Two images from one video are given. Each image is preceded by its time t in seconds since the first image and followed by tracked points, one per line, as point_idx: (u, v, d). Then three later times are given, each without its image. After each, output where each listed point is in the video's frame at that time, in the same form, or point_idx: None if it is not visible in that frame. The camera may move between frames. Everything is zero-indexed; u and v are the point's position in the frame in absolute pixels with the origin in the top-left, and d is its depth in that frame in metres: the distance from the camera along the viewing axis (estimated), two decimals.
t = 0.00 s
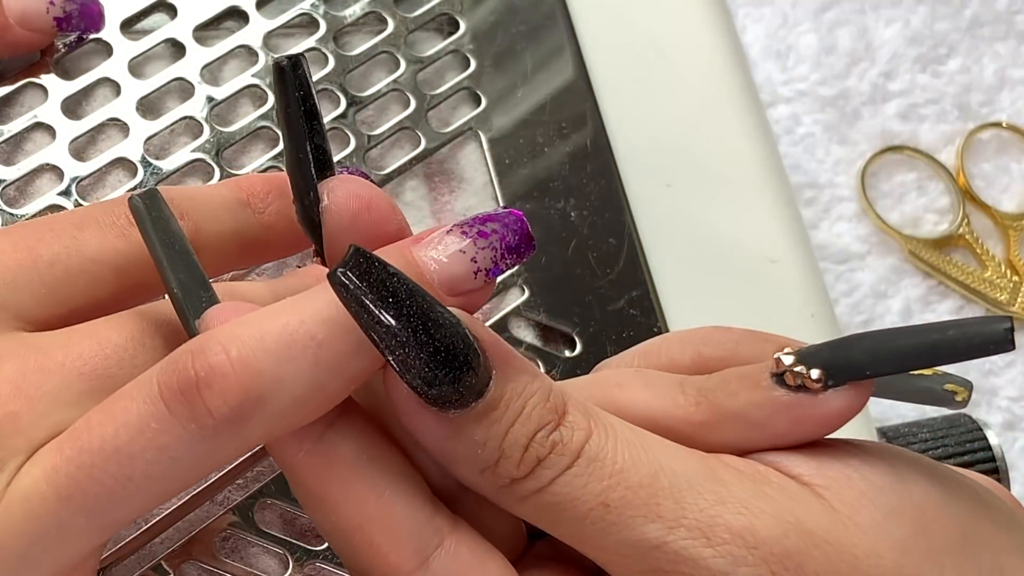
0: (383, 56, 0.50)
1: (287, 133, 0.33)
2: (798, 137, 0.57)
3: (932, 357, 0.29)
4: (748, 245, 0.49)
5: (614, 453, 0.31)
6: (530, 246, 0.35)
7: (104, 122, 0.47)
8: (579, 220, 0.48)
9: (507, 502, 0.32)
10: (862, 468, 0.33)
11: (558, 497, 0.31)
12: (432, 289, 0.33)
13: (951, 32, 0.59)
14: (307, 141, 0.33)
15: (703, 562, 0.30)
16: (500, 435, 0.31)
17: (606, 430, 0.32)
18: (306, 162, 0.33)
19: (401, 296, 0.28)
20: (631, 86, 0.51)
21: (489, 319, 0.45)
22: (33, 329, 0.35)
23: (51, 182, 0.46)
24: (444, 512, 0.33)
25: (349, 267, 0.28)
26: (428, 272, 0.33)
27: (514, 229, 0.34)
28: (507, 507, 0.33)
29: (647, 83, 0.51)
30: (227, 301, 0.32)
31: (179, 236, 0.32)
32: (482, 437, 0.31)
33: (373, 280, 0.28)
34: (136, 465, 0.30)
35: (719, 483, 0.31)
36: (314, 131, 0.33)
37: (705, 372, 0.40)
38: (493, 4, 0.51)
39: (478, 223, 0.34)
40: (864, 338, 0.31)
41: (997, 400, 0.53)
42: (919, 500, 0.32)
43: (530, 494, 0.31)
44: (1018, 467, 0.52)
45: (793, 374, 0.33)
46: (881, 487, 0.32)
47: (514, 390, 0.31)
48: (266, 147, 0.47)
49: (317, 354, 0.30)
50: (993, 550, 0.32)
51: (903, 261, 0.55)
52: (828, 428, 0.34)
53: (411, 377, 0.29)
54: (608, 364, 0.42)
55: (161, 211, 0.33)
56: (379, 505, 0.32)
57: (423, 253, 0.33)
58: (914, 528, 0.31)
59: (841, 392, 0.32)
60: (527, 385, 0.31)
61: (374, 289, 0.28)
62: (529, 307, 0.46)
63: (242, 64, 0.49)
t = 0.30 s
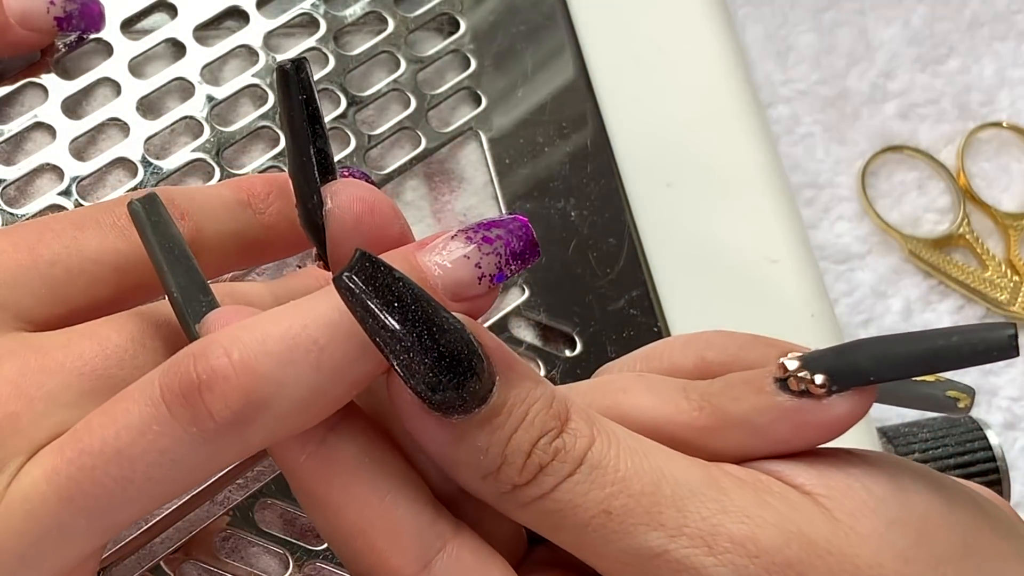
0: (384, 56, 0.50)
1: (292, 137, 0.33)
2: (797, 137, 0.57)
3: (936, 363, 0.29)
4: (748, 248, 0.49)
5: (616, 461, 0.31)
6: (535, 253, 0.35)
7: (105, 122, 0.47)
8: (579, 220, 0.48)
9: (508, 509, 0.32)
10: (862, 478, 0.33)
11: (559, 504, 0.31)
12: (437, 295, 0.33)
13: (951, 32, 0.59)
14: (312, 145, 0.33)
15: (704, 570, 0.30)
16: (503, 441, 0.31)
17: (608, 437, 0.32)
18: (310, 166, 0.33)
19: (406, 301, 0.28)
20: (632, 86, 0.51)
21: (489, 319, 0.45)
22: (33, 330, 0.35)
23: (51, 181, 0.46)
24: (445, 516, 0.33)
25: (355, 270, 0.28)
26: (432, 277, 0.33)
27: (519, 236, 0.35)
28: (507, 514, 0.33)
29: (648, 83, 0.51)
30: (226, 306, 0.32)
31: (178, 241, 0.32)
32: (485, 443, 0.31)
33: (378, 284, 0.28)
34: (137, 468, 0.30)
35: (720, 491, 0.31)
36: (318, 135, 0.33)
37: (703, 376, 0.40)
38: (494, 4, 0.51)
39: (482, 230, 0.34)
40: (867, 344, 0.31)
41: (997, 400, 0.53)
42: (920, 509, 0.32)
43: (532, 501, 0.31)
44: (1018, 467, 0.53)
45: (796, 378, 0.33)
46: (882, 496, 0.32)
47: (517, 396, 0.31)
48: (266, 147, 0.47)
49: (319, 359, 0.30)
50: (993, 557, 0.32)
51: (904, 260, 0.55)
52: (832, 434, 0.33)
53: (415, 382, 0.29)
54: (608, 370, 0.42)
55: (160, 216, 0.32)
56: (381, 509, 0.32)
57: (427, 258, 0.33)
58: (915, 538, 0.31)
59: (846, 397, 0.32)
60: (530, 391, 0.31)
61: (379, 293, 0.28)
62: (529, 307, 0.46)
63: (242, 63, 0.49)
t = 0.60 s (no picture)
0: (383, 56, 0.50)
1: (288, 135, 0.33)
2: (797, 137, 0.58)
3: (930, 364, 0.29)
4: (746, 248, 0.49)
5: (611, 460, 0.31)
6: (531, 250, 0.35)
7: (104, 122, 0.47)
8: (578, 220, 0.48)
9: (503, 508, 0.32)
10: (858, 480, 0.33)
11: (555, 503, 0.31)
12: (433, 292, 0.33)
13: (951, 32, 0.59)
14: (308, 144, 0.33)
15: (699, 572, 0.30)
16: (499, 440, 0.31)
17: (604, 437, 0.32)
18: (306, 165, 0.33)
19: (404, 297, 0.28)
20: (631, 86, 0.51)
21: (488, 319, 0.45)
22: (33, 330, 0.35)
23: (51, 181, 0.46)
24: (442, 516, 0.33)
25: (353, 266, 0.28)
26: (428, 274, 0.33)
27: (515, 233, 0.34)
28: (503, 514, 0.33)
29: (647, 83, 0.51)
30: (222, 305, 0.32)
31: (174, 240, 0.32)
32: (481, 441, 0.31)
33: (377, 280, 0.28)
34: (135, 467, 0.30)
35: (715, 492, 0.31)
36: (314, 134, 0.33)
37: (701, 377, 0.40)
38: (493, 4, 0.51)
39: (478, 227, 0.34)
40: (863, 345, 0.31)
41: (997, 400, 0.53)
42: (915, 512, 0.32)
43: (527, 500, 0.31)
44: (1018, 467, 0.53)
45: (791, 380, 0.33)
46: (876, 498, 0.32)
47: (512, 395, 0.31)
48: (266, 147, 0.47)
49: (316, 357, 0.30)
50: (988, 560, 0.32)
51: (904, 260, 0.55)
52: (828, 436, 0.33)
53: (412, 379, 0.29)
54: (605, 371, 0.42)
55: (156, 214, 0.32)
56: (378, 509, 0.32)
57: (424, 256, 0.33)
58: (910, 541, 0.31)
59: (840, 399, 0.32)
60: (525, 390, 0.31)
61: (377, 289, 0.28)
62: (529, 307, 0.46)
63: (242, 64, 0.49)
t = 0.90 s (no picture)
0: (384, 56, 0.50)
1: (289, 137, 0.33)
2: (797, 137, 0.58)
3: (935, 366, 0.29)
4: (747, 249, 0.49)
5: (614, 462, 0.31)
6: (532, 252, 0.35)
7: (105, 121, 0.47)
8: (579, 220, 0.48)
9: (506, 509, 0.32)
10: (860, 481, 0.33)
11: (558, 505, 0.31)
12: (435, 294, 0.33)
13: (951, 32, 0.59)
14: (309, 146, 0.33)
15: (702, 573, 0.30)
16: (502, 441, 0.31)
17: (607, 438, 0.32)
18: (308, 167, 0.33)
19: (406, 299, 0.28)
20: (631, 86, 0.51)
21: (489, 318, 0.45)
22: (33, 330, 0.35)
23: (51, 181, 0.46)
24: (444, 516, 0.33)
25: (355, 268, 0.28)
26: (430, 276, 0.33)
27: (516, 236, 0.34)
28: (505, 515, 0.33)
29: (647, 83, 0.51)
30: (224, 307, 0.32)
31: (175, 241, 0.32)
32: (484, 443, 0.31)
33: (379, 282, 0.28)
34: (136, 468, 0.30)
35: (718, 492, 0.31)
36: (315, 136, 0.33)
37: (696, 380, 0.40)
38: (494, 4, 0.51)
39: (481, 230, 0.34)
40: (865, 348, 0.31)
41: (997, 400, 0.53)
42: (918, 513, 0.32)
43: (529, 502, 0.31)
44: (1018, 466, 0.53)
45: (795, 381, 0.33)
46: (879, 499, 0.32)
47: (515, 397, 0.31)
48: (266, 147, 0.47)
49: (318, 359, 0.30)
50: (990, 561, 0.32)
51: (904, 260, 0.55)
52: (828, 437, 0.33)
53: (415, 380, 0.29)
54: (607, 372, 0.42)
55: (157, 216, 0.32)
56: (380, 510, 0.32)
57: (426, 257, 0.33)
58: (913, 542, 0.31)
59: (844, 400, 0.32)
60: (528, 391, 0.31)
61: (379, 292, 0.28)
62: (529, 307, 0.46)
63: (243, 63, 0.49)
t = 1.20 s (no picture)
0: (384, 56, 0.50)
1: (291, 139, 0.33)
2: (797, 137, 0.57)
3: (936, 368, 0.29)
4: (748, 250, 0.49)
5: (616, 464, 0.31)
6: (535, 256, 0.35)
7: (104, 122, 0.47)
8: (579, 220, 0.48)
9: (507, 511, 0.32)
10: (863, 482, 0.33)
11: (560, 507, 0.31)
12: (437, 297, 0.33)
13: (951, 32, 0.59)
14: (311, 148, 0.33)
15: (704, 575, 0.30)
16: (504, 443, 0.31)
17: (609, 440, 0.32)
18: (310, 168, 0.33)
19: (408, 302, 0.28)
20: (631, 86, 0.51)
21: (489, 319, 0.45)
22: (32, 330, 0.35)
23: (51, 182, 0.46)
24: (445, 517, 0.33)
25: (357, 270, 0.28)
26: (432, 279, 0.33)
27: (518, 239, 0.35)
28: (507, 517, 0.33)
29: (648, 84, 0.51)
30: (225, 308, 0.32)
31: (176, 243, 0.32)
32: (486, 445, 0.31)
33: (381, 285, 0.28)
34: (137, 469, 0.30)
35: (720, 494, 0.31)
36: (317, 138, 0.33)
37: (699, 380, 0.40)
38: (494, 4, 0.51)
39: (482, 234, 0.34)
40: (867, 349, 0.31)
41: (997, 400, 0.53)
42: (919, 515, 0.32)
43: (531, 504, 0.31)
44: (1018, 467, 0.53)
45: (796, 383, 0.33)
46: (881, 501, 0.32)
47: (518, 399, 0.31)
48: (266, 147, 0.47)
49: (319, 361, 0.30)
50: (991, 563, 0.32)
51: (904, 261, 0.55)
52: (830, 439, 0.33)
53: (417, 382, 0.29)
54: (608, 373, 0.42)
55: (158, 218, 0.32)
56: (381, 512, 0.32)
57: (427, 260, 0.33)
58: (916, 545, 0.31)
59: (845, 402, 0.32)
60: (530, 394, 0.31)
61: (381, 294, 0.28)
62: (529, 308, 0.46)
63: (242, 64, 0.49)
